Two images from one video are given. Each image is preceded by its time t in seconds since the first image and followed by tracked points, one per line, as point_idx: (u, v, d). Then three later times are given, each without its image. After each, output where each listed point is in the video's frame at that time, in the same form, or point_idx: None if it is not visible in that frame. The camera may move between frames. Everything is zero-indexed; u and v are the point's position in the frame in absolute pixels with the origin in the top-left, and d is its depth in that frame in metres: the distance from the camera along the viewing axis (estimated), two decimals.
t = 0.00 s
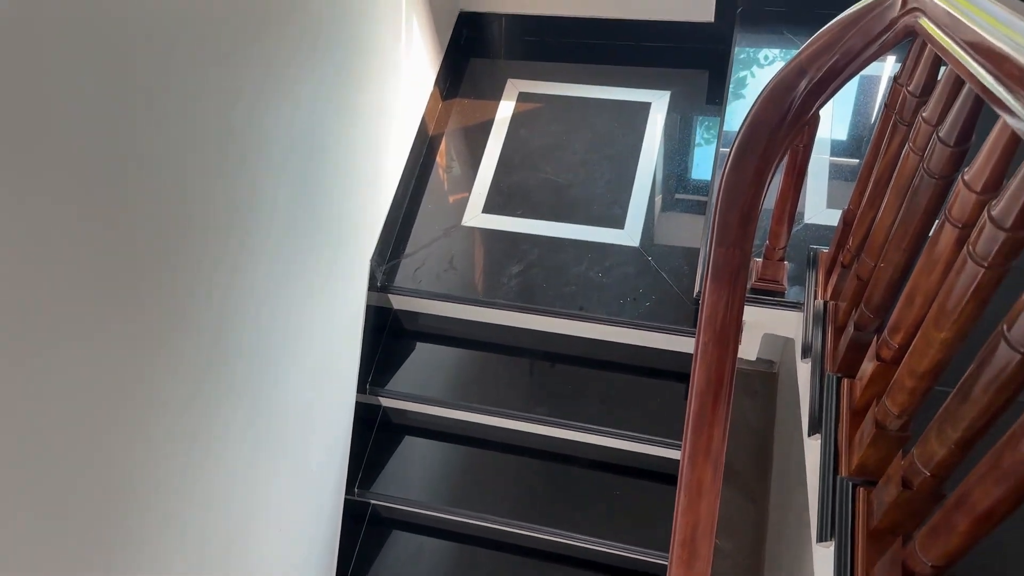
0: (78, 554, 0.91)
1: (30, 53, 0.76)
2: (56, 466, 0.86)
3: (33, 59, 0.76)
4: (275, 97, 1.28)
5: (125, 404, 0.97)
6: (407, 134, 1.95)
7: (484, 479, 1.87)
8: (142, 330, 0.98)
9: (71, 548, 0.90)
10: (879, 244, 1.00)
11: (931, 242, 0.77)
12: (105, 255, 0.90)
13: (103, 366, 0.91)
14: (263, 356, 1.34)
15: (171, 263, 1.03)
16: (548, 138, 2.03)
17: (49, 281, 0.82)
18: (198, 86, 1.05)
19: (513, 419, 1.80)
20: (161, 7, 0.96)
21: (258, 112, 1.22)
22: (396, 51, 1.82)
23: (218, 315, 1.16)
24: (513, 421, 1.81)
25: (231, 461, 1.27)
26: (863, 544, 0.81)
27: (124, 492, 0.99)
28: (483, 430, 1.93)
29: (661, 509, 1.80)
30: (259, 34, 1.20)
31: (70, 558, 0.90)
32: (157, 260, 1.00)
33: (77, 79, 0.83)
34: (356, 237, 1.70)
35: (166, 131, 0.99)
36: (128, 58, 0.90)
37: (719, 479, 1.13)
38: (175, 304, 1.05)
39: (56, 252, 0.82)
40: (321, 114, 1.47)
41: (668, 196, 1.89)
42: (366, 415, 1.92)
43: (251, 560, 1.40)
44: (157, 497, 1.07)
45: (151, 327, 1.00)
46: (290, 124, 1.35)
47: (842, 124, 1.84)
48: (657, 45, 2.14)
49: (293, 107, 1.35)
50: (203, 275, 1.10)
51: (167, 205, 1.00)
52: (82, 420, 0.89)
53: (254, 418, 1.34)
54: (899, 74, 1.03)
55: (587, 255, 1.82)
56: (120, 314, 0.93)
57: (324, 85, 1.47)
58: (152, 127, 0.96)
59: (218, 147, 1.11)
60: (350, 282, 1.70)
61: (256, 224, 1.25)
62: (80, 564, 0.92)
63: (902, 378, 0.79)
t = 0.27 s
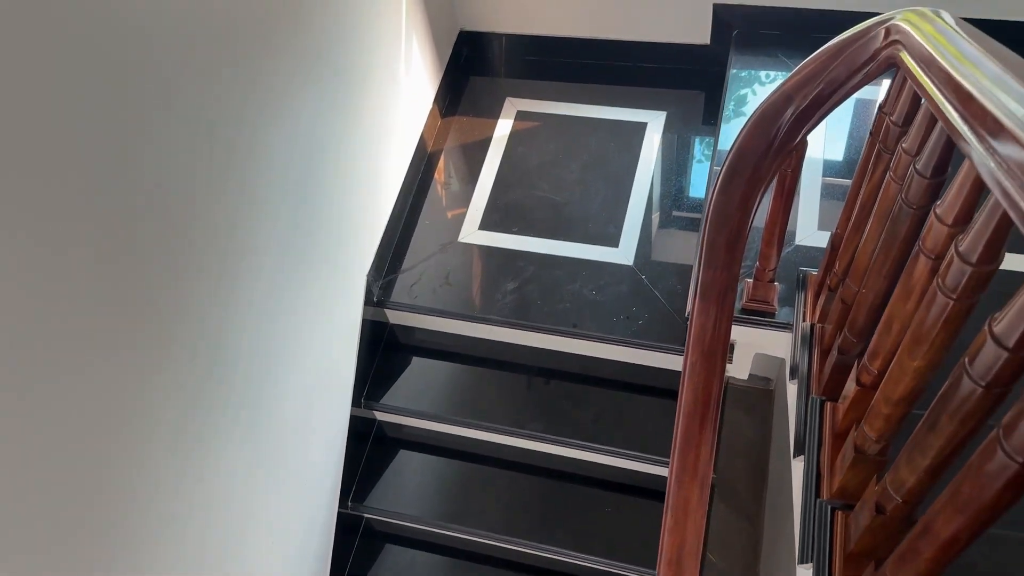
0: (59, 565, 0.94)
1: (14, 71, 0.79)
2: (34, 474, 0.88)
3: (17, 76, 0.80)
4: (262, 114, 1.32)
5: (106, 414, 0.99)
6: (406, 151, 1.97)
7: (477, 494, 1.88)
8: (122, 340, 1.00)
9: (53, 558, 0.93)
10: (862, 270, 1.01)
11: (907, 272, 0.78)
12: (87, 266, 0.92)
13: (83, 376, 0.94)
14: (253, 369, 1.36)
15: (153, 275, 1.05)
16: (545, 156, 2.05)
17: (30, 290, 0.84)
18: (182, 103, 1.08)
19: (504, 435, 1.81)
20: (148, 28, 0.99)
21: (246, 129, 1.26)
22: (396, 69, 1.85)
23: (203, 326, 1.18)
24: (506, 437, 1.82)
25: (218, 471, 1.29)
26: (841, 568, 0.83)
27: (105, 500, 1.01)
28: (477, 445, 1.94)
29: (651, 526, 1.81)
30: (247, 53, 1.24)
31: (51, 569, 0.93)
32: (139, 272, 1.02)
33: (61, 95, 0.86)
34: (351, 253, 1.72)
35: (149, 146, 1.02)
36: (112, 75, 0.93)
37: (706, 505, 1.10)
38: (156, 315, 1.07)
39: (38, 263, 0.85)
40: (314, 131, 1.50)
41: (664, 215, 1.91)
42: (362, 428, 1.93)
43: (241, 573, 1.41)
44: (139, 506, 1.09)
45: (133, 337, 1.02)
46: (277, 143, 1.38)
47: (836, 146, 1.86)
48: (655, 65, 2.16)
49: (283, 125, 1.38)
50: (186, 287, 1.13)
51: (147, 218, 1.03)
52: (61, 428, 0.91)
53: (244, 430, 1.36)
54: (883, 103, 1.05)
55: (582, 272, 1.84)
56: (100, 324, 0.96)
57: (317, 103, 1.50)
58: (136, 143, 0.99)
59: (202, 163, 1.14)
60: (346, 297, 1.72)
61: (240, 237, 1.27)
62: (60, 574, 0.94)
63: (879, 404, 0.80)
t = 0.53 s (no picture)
0: None
1: (16, 96, 0.81)
2: (31, 488, 0.90)
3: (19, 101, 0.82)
4: (263, 134, 1.34)
5: (103, 427, 1.01)
6: (406, 168, 1.99)
7: (471, 509, 1.90)
8: (121, 356, 1.02)
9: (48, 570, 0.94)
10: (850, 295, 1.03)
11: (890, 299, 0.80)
12: (86, 284, 0.94)
13: (80, 391, 0.96)
14: (251, 385, 1.37)
15: (151, 293, 1.07)
16: (543, 175, 2.08)
17: (30, 308, 0.86)
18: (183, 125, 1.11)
19: (500, 451, 1.82)
20: (148, 50, 1.02)
21: (247, 150, 1.28)
22: (398, 89, 1.88)
23: (200, 343, 1.20)
24: (501, 453, 1.84)
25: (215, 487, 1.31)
26: None
27: (100, 513, 1.03)
28: (472, 461, 1.95)
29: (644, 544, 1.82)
30: (247, 76, 1.27)
31: None
32: (137, 290, 1.04)
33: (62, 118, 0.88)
34: (350, 269, 1.74)
35: (149, 166, 1.04)
36: (112, 98, 0.95)
37: (695, 527, 1.10)
38: (155, 332, 1.09)
39: (36, 281, 0.87)
40: (315, 151, 1.52)
41: (659, 233, 1.93)
42: (358, 443, 1.94)
43: None
44: (136, 519, 1.10)
45: (131, 353, 1.04)
46: (279, 162, 1.40)
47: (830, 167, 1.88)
48: (653, 86, 2.19)
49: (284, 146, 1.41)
50: (184, 304, 1.15)
51: (147, 237, 1.05)
52: (58, 442, 0.93)
53: (241, 445, 1.37)
54: (872, 131, 1.07)
55: (578, 290, 1.85)
56: (99, 341, 0.98)
57: (318, 123, 1.52)
58: (135, 163, 1.01)
59: (202, 183, 1.16)
60: (344, 313, 1.74)
61: (240, 255, 1.29)
62: None
63: (862, 429, 0.81)
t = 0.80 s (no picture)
0: None
1: (24, 115, 0.84)
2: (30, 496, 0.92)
3: (25, 118, 0.84)
4: (265, 151, 1.36)
5: (104, 437, 1.03)
6: (406, 183, 2.02)
7: (467, 522, 1.91)
8: (121, 367, 1.04)
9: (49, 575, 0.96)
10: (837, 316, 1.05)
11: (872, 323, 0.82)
12: (87, 297, 0.96)
13: (80, 401, 0.98)
14: (249, 397, 1.39)
15: (151, 306, 1.09)
16: (542, 191, 2.10)
17: (35, 321, 0.89)
18: (185, 142, 1.13)
19: (496, 464, 1.84)
20: (152, 68, 1.04)
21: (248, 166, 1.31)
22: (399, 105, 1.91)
23: (198, 355, 1.22)
24: (497, 466, 1.85)
25: (212, 497, 1.32)
26: None
27: (98, 520, 1.04)
28: (468, 473, 1.97)
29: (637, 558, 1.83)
30: (250, 95, 1.30)
31: None
32: (136, 302, 1.06)
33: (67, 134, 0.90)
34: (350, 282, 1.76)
35: (152, 182, 1.07)
36: (115, 115, 0.98)
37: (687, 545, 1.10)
38: (154, 344, 1.11)
39: (42, 294, 0.89)
40: (317, 168, 1.55)
41: (654, 251, 1.95)
42: (355, 454, 1.96)
43: None
44: (133, 527, 1.12)
45: (130, 364, 1.06)
46: (281, 178, 1.42)
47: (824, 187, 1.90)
48: (651, 105, 2.22)
49: (285, 162, 1.43)
50: (183, 316, 1.17)
51: (147, 251, 1.07)
52: (58, 450, 0.95)
53: (238, 456, 1.39)
54: (860, 155, 1.09)
55: (575, 306, 1.87)
56: (100, 353, 1.00)
57: (320, 140, 1.55)
58: (137, 179, 1.03)
59: (202, 198, 1.18)
60: (344, 326, 1.76)
61: (239, 269, 1.31)
62: None
63: (845, 449, 0.83)
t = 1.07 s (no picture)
0: None
1: (34, 132, 0.87)
2: (32, 503, 0.93)
3: (34, 134, 0.87)
4: (269, 166, 1.39)
5: (108, 447, 1.05)
6: (408, 196, 2.05)
7: (465, 534, 1.92)
8: (125, 378, 1.07)
9: None
10: (827, 335, 1.07)
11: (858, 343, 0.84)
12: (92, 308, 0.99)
13: (83, 411, 1.00)
14: (248, 408, 1.41)
15: (152, 317, 1.11)
16: (541, 206, 2.13)
17: (41, 331, 0.91)
18: (190, 157, 1.15)
19: (493, 476, 1.86)
20: (159, 86, 1.07)
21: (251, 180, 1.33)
22: (402, 121, 1.94)
23: (202, 365, 1.24)
24: (494, 478, 1.87)
25: (211, 507, 1.34)
26: None
27: (100, 527, 1.06)
28: (466, 485, 1.98)
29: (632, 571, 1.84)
30: (255, 112, 1.32)
31: None
32: (141, 314, 1.08)
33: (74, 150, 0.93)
34: (351, 294, 1.79)
35: (158, 196, 1.09)
36: (121, 131, 1.00)
37: (679, 557, 1.12)
38: (155, 355, 1.13)
39: (48, 306, 0.92)
40: (319, 182, 1.57)
41: (651, 266, 1.97)
42: (354, 465, 1.98)
43: None
44: (133, 535, 1.14)
45: (132, 375, 1.08)
46: (284, 192, 1.45)
47: (820, 204, 1.92)
48: (649, 123, 2.25)
49: (287, 176, 1.45)
50: (185, 328, 1.19)
51: (149, 264, 1.09)
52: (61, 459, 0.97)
53: (236, 466, 1.40)
54: (851, 177, 1.11)
55: (573, 320, 1.89)
56: (104, 362, 1.02)
57: (323, 154, 1.57)
58: (142, 193, 1.06)
59: (205, 212, 1.21)
60: (344, 338, 1.78)
61: (241, 281, 1.33)
62: None
63: (831, 466, 0.85)
